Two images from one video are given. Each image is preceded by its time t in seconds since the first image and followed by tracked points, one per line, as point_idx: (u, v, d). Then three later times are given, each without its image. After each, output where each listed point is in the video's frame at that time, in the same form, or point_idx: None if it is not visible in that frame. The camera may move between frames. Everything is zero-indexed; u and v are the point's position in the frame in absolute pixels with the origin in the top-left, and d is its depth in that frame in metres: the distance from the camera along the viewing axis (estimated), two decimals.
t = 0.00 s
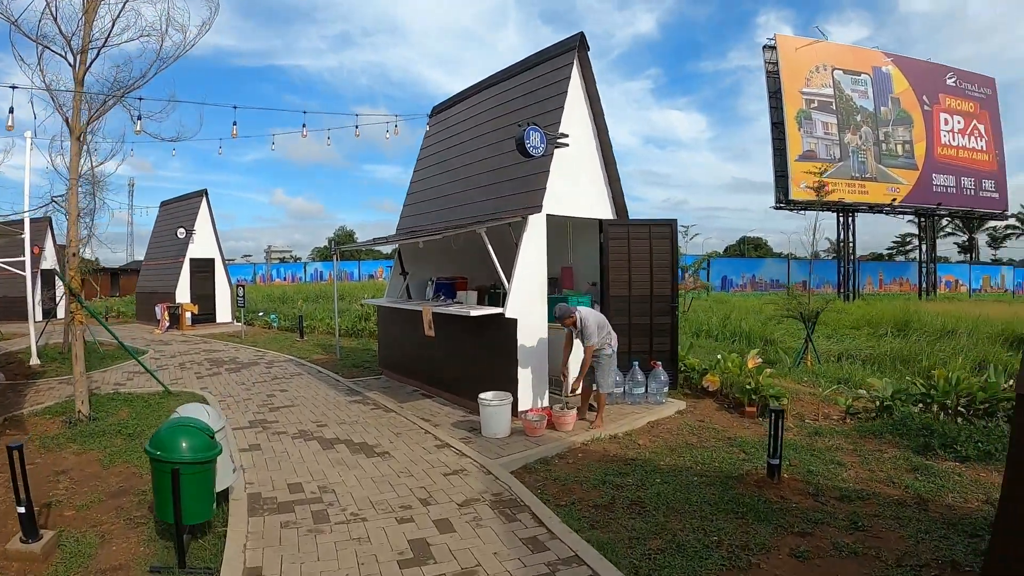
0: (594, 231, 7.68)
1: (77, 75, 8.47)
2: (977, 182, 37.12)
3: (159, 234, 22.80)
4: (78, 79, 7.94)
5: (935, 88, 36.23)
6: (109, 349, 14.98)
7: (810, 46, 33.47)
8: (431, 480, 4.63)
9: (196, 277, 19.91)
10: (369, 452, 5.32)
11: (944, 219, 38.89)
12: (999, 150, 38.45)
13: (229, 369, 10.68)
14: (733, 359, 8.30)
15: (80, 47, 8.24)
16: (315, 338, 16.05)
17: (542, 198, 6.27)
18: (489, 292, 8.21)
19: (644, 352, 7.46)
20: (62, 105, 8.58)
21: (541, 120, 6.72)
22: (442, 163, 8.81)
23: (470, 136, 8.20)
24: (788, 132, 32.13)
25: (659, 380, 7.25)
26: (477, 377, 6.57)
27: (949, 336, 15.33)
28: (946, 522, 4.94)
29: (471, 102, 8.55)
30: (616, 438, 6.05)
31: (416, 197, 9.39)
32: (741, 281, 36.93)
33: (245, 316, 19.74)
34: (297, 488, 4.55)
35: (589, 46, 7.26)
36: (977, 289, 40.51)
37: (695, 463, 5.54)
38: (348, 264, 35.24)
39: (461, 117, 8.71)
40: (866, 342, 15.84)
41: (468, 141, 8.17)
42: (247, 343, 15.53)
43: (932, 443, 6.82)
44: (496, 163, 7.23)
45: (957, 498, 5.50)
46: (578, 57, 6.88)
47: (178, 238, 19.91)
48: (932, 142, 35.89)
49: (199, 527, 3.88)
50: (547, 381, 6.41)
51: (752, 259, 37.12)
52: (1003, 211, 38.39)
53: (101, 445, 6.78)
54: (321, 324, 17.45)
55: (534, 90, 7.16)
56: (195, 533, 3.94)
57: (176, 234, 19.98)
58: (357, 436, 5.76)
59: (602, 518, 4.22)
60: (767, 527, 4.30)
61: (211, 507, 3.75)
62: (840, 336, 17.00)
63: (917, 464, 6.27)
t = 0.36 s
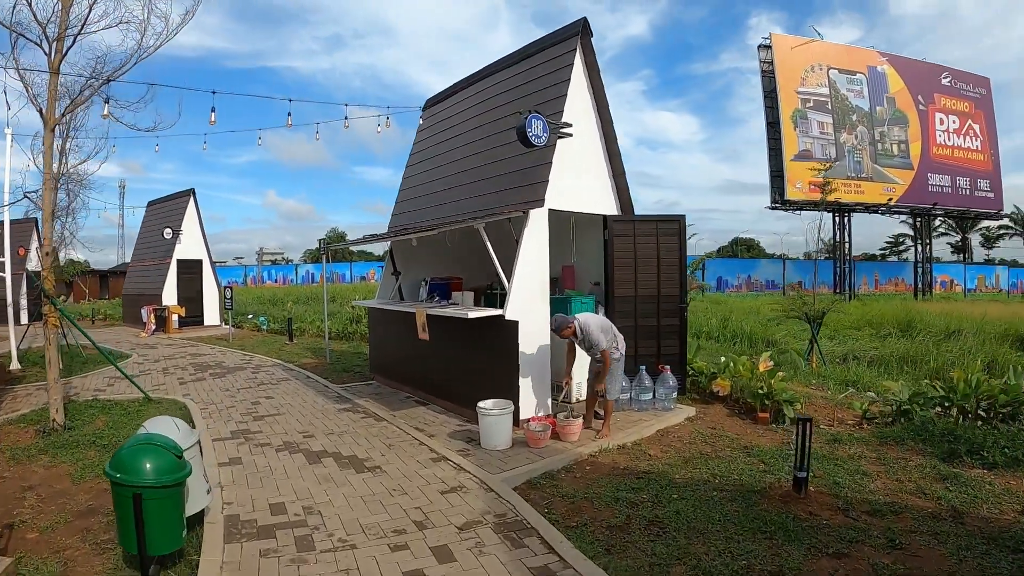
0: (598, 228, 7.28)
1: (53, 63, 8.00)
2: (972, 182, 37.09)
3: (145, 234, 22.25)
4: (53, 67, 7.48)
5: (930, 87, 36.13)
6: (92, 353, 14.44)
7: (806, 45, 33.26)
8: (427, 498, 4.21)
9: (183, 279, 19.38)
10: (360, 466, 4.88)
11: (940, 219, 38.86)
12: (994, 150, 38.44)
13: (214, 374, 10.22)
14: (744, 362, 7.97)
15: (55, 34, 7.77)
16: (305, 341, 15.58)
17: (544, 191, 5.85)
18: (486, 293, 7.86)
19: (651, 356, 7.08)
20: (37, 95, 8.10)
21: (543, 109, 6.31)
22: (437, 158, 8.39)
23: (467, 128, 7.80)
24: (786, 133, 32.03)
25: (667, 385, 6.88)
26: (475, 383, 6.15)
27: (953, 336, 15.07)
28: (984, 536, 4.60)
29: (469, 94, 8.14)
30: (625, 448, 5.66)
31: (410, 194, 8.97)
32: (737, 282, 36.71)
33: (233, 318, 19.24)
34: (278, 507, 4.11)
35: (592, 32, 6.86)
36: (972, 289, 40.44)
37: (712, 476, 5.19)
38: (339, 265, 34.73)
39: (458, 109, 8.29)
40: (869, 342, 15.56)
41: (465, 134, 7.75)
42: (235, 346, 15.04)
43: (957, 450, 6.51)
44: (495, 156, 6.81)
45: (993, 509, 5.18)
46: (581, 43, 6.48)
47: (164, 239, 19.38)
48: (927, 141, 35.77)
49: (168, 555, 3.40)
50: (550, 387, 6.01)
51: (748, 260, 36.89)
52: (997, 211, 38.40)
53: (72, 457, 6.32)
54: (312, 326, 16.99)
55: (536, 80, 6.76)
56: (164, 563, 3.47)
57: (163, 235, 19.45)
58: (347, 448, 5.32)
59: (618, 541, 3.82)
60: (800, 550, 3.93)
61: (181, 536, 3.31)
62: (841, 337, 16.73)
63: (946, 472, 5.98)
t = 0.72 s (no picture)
0: (607, 229, 6.96)
1: (33, 55, 7.60)
2: (967, 183, 37.09)
3: (133, 235, 21.76)
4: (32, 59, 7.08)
5: (925, 88, 36.09)
6: (77, 358, 14.00)
7: (803, 45, 33.13)
8: (433, 525, 3.86)
9: (173, 281, 18.92)
10: (358, 486, 4.52)
11: (934, 220, 38.86)
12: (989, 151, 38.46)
13: (202, 381, 9.82)
14: (757, 369, 7.69)
15: (34, 25, 7.37)
16: (298, 345, 15.19)
17: (553, 191, 5.52)
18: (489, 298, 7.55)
19: (662, 364, 6.76)
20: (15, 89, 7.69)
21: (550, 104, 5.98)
22: (436, 156, 8.05)
23: (468, 125, 7.45)
24: (780, 134, 31.74)
25: (679, 394, 6.59)
26: (480, 394, 5.81)
27: (958, 339, 14.85)
28: None
29: (470, 90, 7.80)
30: (639, 464, 5.35)
31: (407, 194, 8.61)
32: (733, 283, 36.54)
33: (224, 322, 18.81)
34: (270, 536, 3.75)
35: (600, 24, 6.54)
36: (967, 290, 40.45)
37: (735, 494, 4.90)
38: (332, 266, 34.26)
39: (458, 106, 7.95)
40: (872, 346, 15.34)
41: (466, 132, 7.42)
42: (225, 350, 14.62)
43: (983, 461, 6.24)
44: (499, 155, 6.48)
45: None
46: (590, 35, 6.15)
47: (153, 240, 18.91)
48: (923, 142, 35.72)
49: None
50: (559, 399, 5.68)
51: (744, 261, 36.72)
52: (992, 212, 38.44)
53: (49, 473, 5.93)
54: (305, 330, 16.59)
55: (542, 74, 6.43)
56: None
57: (152, 236, 18.98)
58: (344, 466, 4.97)
59: (644, 572, 3.50)
60: None
61: None
62: (844, 340, 16.50)
63: (974, 485, 5.71)
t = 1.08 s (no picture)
0: (622, 229, 6.70)
1: (19, 48, 7.25)
2: (963, 183, 37.12)
3: (125, 238, 21.34)
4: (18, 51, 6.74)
5: (921, 88, 36.11)
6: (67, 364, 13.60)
7: (800, 46, 33.06)
8: (453, 548, 3.56)
9: (165, 284, 18.52)
10: (368, 504, 4.22)
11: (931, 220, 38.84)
12: (984, 152, 38.51)
13: (196, 388, 9.48)
14: (775, 373, 7.43)
15: (22, 15, 7.04)
16: (294, 349, 14.83)
17: (570, 188, 5.25)
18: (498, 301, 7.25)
19: (681, 369, 6.50)
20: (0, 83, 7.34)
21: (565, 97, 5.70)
22: (442, 155, 7.77)
23: (476, 122, 7.18)
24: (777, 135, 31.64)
25: (699, 400, 6.33)
26: (493, 403, 5.51)
27: (964, 339, 14.68)
28: None
29: (477, 85, 7.52)
30: (663, 476, 5.07)
31: (411, 193, 8.32)
32: (730, 285, 36.40)
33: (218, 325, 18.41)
34: (276, 563, 3.44)
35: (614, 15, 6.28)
36: (963, 290, 40.48)
37: (767, 506, 4.64)
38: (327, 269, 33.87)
39: (464, 103, 7.68)
40: (878, 347, 15.11)
41: (474, 129, 7.14)
42: (220, 355, 14.25)
43: (1013, 466, 6.02)
44: (511, 152, 6.21)
45: None
46: (606, 26, 5.89)
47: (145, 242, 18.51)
48: (919, 143, 35.71)
49: None
50: (576, 408, 5.41)
51: (741, 262, 36.60)
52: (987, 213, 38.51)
53: (35, 490, 5.59)
54: (301, 333, 16.23)
55: (555, 68, 6.16)
56: None
57: (143, 238, 18.59)
58: (352, 481, 4.66)
59: None
60: None
61: None
62: (849, 341, 16.31)
63: (1008, 492, 5.48)
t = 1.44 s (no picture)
0: (629, 228, 6.43)
1: None
2: (956, 183, 37.18)
3: (112, 239, 20.86)
4: None
5: (914, 88, 36.15)
6: (49, 368, 13.16)
7: (794, 45, 32.98)
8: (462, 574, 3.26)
9: (152, 286, 18.08)
10: (367, 523, 3.90)
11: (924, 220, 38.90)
12: (976, 152, 38.61)
13: (183, 394, 9.10)
14: (787, 376, 7.17)
15: None
16: (285, 352, 14.45)
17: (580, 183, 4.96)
18: (498, 303, 6.96)
19: (692, 374, 6.23)
20: None
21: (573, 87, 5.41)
22: (441, 150, 7.45)
23: (477, 116, 6.87)
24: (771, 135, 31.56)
25: (710, 404, 6.06)
26: (497, 411, 5.21)
27: (966, 339, 14.50)
28: None
29: (478, 78, 7.22)
30: (679, 488, 4.79)
31: (408, 190, 8.00)
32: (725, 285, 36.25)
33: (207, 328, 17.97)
34: None
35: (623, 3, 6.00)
36: (956, 289, 40.54)
37: (791, 519, 4.39)
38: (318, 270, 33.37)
39: (465, 96, 7.37)
40: (880, 347, 14.90)
41: (476, 124, 6.84)
42: (208, 358, 13.84)
43: None
44: (516, 146, 5.91)
45: None
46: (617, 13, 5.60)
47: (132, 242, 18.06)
48: (913, 142, 35.73)
49: None
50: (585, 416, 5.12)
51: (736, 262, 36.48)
52: (980, 212, 38.60)
53: (9, 506, 5.23)
54: (292, 335, 15.84)
55: (562, 57, 5.86)
56: None
57: (130, 238, 18.13)
58: (348, 497, 4.33)
59: None
60: None
61: None
62: (849, 342, 16.10)
63: None
